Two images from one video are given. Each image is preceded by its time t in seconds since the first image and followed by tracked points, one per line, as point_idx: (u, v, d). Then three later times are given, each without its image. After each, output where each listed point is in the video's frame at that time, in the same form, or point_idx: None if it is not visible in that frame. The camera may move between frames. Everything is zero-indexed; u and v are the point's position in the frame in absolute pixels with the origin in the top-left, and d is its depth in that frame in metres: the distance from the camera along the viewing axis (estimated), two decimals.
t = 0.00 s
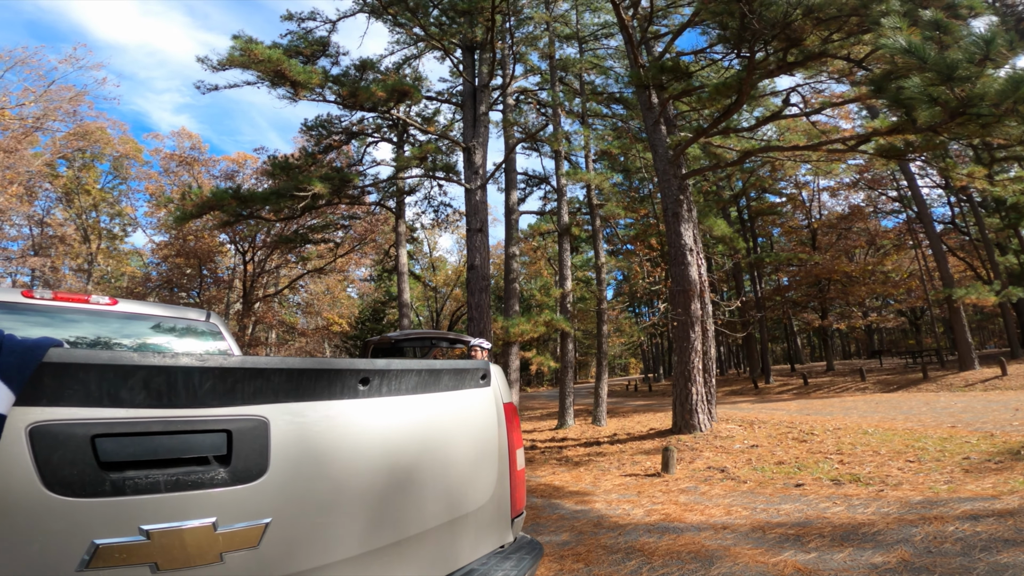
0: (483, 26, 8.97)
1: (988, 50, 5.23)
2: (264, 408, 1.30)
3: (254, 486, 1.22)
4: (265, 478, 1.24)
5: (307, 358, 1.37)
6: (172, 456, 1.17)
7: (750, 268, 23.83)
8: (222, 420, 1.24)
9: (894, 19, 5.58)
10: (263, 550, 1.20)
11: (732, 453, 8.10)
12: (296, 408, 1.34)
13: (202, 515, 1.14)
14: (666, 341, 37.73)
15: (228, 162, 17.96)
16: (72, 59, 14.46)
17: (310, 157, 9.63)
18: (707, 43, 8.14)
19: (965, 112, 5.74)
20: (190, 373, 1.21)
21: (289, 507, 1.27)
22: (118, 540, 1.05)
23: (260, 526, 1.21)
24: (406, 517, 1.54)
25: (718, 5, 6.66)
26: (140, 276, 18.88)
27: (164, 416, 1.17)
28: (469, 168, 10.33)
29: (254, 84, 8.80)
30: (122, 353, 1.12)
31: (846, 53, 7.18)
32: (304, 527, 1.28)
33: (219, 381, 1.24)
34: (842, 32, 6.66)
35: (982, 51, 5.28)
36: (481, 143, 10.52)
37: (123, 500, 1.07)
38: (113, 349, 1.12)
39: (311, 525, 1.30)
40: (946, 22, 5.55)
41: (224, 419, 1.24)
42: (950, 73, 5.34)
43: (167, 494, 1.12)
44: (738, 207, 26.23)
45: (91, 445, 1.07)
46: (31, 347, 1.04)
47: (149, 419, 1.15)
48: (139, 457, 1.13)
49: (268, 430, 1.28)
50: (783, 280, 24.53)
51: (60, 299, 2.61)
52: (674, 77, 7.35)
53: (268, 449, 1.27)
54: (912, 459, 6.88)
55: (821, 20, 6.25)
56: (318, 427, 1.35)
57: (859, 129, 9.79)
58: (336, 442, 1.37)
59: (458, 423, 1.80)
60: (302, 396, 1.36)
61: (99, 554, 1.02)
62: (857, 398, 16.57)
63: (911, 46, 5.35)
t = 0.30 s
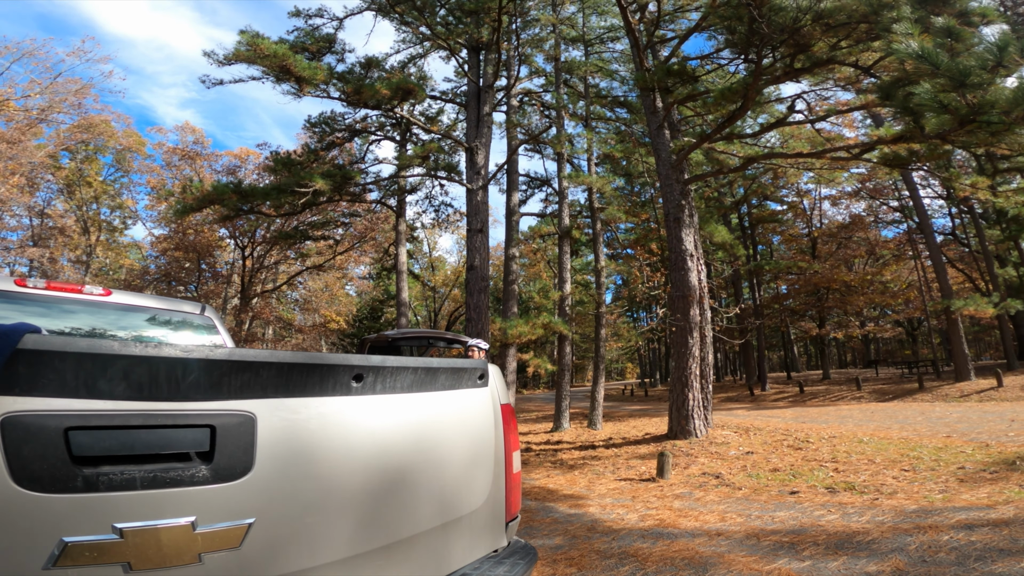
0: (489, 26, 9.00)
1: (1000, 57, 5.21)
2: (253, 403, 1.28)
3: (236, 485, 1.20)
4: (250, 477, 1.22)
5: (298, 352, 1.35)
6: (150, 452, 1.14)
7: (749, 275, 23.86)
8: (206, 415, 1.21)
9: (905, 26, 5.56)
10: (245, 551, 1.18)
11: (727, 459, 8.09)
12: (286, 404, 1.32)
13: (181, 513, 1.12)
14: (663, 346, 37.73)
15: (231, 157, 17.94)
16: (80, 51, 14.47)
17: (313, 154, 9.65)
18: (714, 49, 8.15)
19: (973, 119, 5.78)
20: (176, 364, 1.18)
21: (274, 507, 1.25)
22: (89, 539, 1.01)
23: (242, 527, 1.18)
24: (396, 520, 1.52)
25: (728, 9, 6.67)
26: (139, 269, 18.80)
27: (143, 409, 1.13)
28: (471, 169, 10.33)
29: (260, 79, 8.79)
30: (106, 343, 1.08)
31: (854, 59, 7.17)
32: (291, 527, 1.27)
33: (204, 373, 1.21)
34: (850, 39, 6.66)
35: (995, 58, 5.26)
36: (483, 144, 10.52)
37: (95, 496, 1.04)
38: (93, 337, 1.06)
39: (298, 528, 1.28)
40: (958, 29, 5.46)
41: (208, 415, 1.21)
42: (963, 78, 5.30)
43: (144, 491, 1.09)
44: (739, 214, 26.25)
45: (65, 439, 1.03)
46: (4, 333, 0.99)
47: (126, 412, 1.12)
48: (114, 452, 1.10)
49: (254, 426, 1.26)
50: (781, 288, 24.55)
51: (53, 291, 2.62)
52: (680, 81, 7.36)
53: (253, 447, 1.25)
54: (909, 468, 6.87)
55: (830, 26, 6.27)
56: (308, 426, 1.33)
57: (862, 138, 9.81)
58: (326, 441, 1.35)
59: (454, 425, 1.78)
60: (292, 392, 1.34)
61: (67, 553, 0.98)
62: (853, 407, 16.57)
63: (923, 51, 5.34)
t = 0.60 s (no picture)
0: (492, 25, 8.98)
1: (1005, 63, 5.20)
2: (248, 397, 1.27)
3: (229, 480, 1.19)
4: (242, 472, 1.22)
5: (294, 346, 1.35)
6: (142, 444, 1.13)
7: (746, 280, 23.93)
8: (199, 408, 1.20)
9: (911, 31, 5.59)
10: (235, 548, 1.18)
11: (721, 462, 8.12)
12: (281, 399, 1.31)
13: (170, 508, 1.11)
14: (659, 349, 37.79)
15: (231, 152, 17.85)
16: (83, 44, 14.42)
17: (313, 150, 9.64)
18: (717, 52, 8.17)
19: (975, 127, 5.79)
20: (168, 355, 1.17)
21: (266, 503, 1.24)
22: (75, 533, 1.01)
23: (233, 523, 1.18)
24: (390, 518, 1.52)
25: (732, 11, 6.67)
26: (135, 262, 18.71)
27: (134, 402, 1.13)
28: (471, 168, 10.32)
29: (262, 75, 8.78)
30: (98, 333, 1.07)
31: (857, 64, 7.19)
32: (282, 524, 1.26)
33: (198, 366, 1.20)
34: (854, 44, 6.67)
35: (999, 64, 5.26)
36: (484, 143, 10.52)
37: (82, 490, 1.03)
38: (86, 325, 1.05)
39: (289, 524, 1.27)
40: (963, 35, 5.54)
41: (201, 407, 1.21)
42: (967, 84, 5.32)
43: (134, 486, 1.08)
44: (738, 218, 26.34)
45: (53, 430, 1.02)
46: None
47: (117, 404, 1.11)
48: (104, 445, 1.09)
49: (249, 420, 1.25)
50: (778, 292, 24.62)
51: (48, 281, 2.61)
52: (682, 82, 7.36)
53: (247, 441, 1.24)
54: (901, 473, 6.90)
55: (835, 30, 6.28)
56: (304, 420, 1.33)
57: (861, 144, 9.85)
58: (322, 437, 1.34)
59: (451, 423, 1.78)
60: (289, 386, 1.33)
61: (53, 547, 0.97)
62: (847, 412, 16.64)
63: (928, 56, 5.37)
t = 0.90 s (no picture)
0: (492, 25, 8.97)
1: (1002, 68, 5.26)
2: (236, 394, 1.25)
3: (216, 479, 1.17)
4: (230, 472, 1.20)
5: (286, 344, 1.33)
6: (125, 442, 1.11)
7: (740, 283, 24.05)
8: (186, 405, 1.19)
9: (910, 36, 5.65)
10: (222, 548, 1.16)
11: (711, 464, 8.15)
12: (271, 397, 1.29)
13: (153, 507, 1.09)
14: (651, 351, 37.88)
15: (225, 148, 17.73)
16: (80, 38, 14.28)
17: (309, 147, 9.58)
18: (715, 56, 8.21)
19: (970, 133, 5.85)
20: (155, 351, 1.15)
21: (254, 502, 1.22)
22: (55, 532, 0.98)
23: (220, 524, 1.16)
24: (381, 519, 1.50)
25: (732, 15, 6.69)
26: (126, 257, 18.51)
27: (119, 398, 1.11)
28: (467, 167, 10.28)
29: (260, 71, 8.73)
30: (82, 326, 1.05)
31: (854, 69, 7.23)
32: (269, 526, 1.24)
33: (185, 362, 1.19)
34: (851, 49, 6.72)
35: (996, 69, 5.32)
36: (480, 143, 10.50)
37: (64, 488, 1.01)
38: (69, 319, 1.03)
39: (277, 526, 1.25)
40: (961, 40, 5.59)
41: (190, 404, 1.19)
42: (964, 89, 5.37)
43: (117, 484, 1.07)
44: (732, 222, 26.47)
45: (33, 426, 1.00)
46: None
47: (101, 400, 1.09)
48: (86, 442, 1.07)
49: (237, 418, 1.24)
50: (771, 296, 24.75)
51: (36, 274, 2.66)
52: (681, 84, 7.36)
53: (235, 440, 1.22)
54: (890, 477, 6.95)
55: (833, 35, 6.32)
56: (294, 419, 1.31)
57: (856, 150, 9.91)
58: (311, 435, 1.32)
59: (443, 423, 1.76)
60: (279, 384, 1.31)
61: (32, 545, 0.95)
62: (836, 415, 16.76)
63: (926, 61, 5.43)
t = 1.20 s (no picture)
0: (491, 25, 8.95)
1: (1000, 71, 5.28)
2: (228, 391, 1.24)
3: (206, 476, 1.16)
4: (220, 469, 1.18)
5: (279, 340, 1.32)
6: (112, 439, 1.09)
7: (735, 285, 24.14)
8: (177, 401, 1.17)
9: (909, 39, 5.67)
10: (211, 547, 1.15)
11: (705, 464, 8.18)
12: (263, 394, 1.28)
13: (140, 506, 1.08)
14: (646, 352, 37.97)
15: (221, 145, 17.63)
16: (76, 33, 14.14)
17: (305, 144, 9.53)
18: (713, 57, 8.24)
19: (967, 134, 5.90)
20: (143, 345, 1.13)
21: (244, 501, 1.21)
22: (39, 530, 0.96)
23: (210, 522, 1.15)
24: (374, 517, 1.49)
25: (731, 16, 6.70)
26: (119, 253, 18.37)
27: (107, 394, 1.09)
28: (464, 166, 10.26)
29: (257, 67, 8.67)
30: (71, 319, 1.03)
31: (851, 72, 7.26)
32: (260, 524, 1.23)
33: (176, 357, 1.17)
34: (850, 52, 6.75)
35: (993, 72, 5.34)
36: (477, 141, 10.48)
37: (49, 485, 0.99)
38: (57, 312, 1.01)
39: (267, 524, 1.24)
40: (959, 43, 5.62)
41: (179, 401, 1.17)
42: (961, 92, 5.38)
43: (103, 481, 1.05)
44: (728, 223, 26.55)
45: (19, 421, 0.98)
46: None
47: (91, 395, 1.07)
48: (73, 438, 1.05)
49: (228, 414, 1.22)
50: (765, 298, 24.87)
51: (27, 269, 2.61)
52: (679, 84, 7.36)
53: (225, 436, 1.21)
54: (882, 478, 6.99)
55: (832, 37, 6.36)
56: (287, 417, 1.30)
57: (851, 152, 9.98)
58: (304, 433, 1.31)
59: (438, 422, 1.76)
60: (271, 380, 1.30)
61: (16, 544, 0.93)
62: (829, 417, 16.85)
63: (924, 63, 5.47)
